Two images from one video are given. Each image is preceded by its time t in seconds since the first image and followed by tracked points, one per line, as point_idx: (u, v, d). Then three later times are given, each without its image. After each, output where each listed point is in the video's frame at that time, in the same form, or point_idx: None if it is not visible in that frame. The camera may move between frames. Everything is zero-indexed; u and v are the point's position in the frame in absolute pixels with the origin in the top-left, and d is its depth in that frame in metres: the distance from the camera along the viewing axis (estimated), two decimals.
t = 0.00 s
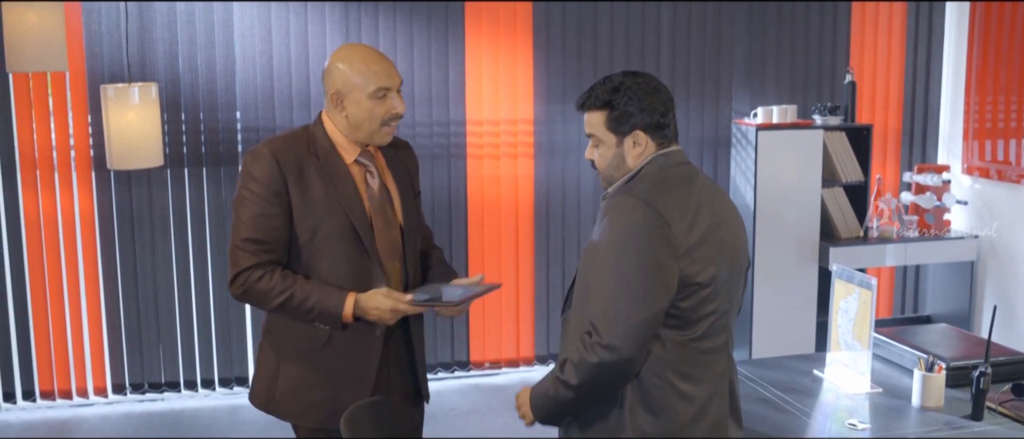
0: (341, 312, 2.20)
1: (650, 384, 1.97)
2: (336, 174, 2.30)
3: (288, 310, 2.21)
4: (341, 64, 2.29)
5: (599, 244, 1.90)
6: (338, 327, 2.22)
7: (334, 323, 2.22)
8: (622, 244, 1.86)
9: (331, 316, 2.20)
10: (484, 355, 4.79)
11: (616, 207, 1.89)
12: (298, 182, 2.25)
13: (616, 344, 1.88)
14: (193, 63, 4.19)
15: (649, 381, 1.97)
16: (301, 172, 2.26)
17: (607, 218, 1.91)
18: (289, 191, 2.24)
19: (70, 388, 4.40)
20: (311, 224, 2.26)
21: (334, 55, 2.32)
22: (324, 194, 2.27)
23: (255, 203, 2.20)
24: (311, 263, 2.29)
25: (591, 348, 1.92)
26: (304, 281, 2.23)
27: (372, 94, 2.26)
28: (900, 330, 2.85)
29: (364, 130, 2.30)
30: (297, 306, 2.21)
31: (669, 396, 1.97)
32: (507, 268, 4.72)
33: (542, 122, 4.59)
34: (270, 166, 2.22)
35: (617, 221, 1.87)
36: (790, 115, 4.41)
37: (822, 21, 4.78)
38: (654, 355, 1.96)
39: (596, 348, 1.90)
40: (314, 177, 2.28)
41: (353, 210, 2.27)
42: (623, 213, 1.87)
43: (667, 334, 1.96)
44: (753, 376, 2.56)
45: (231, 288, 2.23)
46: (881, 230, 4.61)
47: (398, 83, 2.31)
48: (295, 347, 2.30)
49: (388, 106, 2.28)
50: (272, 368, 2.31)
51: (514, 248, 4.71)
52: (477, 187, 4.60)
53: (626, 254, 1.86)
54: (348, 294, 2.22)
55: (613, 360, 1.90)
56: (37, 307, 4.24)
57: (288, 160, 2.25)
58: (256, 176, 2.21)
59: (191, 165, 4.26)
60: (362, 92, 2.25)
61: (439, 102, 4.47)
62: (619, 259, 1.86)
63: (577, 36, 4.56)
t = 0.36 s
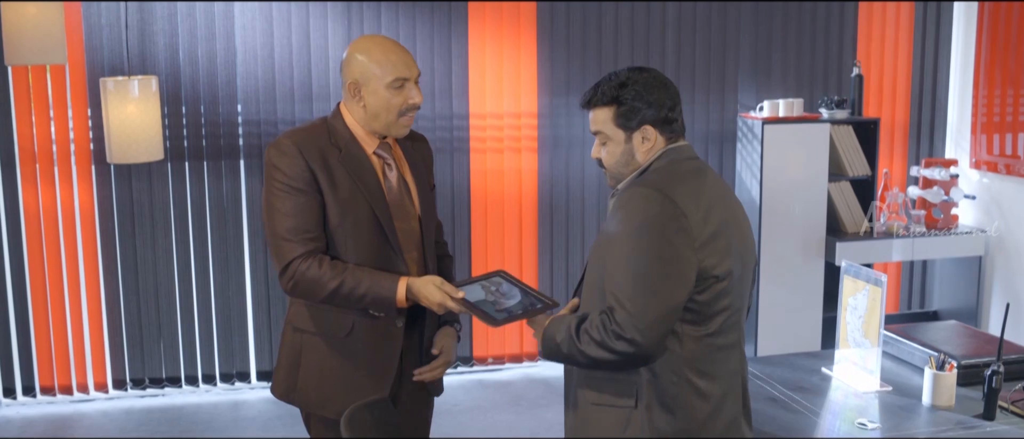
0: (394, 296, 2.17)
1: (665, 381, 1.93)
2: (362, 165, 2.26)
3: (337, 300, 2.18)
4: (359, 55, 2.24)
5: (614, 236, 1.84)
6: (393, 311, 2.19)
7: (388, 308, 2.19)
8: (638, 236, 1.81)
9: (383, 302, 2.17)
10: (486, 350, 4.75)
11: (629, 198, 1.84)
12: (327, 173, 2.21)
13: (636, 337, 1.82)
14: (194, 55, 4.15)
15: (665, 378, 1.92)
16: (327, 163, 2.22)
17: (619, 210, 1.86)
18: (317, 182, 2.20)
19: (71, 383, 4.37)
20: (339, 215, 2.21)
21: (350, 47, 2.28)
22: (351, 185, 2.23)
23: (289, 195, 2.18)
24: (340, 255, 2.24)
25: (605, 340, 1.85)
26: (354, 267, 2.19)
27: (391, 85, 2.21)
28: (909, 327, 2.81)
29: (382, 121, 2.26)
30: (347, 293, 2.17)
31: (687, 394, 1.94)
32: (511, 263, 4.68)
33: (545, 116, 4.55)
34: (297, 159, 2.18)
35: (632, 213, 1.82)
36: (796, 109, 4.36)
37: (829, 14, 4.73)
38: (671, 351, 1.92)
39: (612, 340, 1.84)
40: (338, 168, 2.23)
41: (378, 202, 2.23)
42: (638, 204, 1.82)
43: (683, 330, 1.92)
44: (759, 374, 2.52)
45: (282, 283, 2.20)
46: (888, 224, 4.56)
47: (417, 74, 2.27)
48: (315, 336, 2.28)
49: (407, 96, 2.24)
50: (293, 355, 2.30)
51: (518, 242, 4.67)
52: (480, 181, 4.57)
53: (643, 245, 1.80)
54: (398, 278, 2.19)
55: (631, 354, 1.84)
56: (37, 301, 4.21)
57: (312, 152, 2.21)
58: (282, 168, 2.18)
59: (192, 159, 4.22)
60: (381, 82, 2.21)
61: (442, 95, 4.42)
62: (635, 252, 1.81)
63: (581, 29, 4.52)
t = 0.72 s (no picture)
0: (402, 292, 2.16)
1: (694, 379, 1.89)
2: (371, 161, 2.25)
3: (347, 295, 2.17)
4: (371, 53, 2.23)
5: (642, 227, 1.80)
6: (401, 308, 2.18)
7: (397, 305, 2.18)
8: (671, 224, 1.78)
9: (392, 298, 2.16)
10: (488, 351, 4.72)
11: (653, 189, 1.82)
12: (335, 168, 2.20)
13: (671, 329, 1.77)
14: (192, 54, 4.12)
15: (694, 375, 1.89)
16: (337, 160, 2.22)
17: (644, 202, 1.82)
18: (327, 177, 2.20)
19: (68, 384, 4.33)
20: (349, 211, 2.21)
21: (362, 45, 2.27)
22: (360, 180, 2.23)
23: (299, 191, 2.19)
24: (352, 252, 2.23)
25: (638, 333, 1.79)
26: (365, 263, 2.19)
27: (400, 84, 2.20)
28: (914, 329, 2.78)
29: (392, 120, 2.25)
30: (355, 289, 2.16)
31: (715, 390, 1.91)
32: (512, 263, 4.65)
33: (546, 114, 4.52)
34: (307, 155, 2.19)
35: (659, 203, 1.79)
36: (799, 108, 4.33)
37: (832, 13, 4.69)
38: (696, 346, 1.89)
39: (645, 333, 1.78)
40: (348, 164, 2.23)
41: (386, 199, 2.22)
42: (667, 194, 1.80)
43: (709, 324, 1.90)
44: (764, 377, 2.48)
45: (295, 277, 2.21)
46: (892, 224, 4.54)
47: (426, 72, 2.25)
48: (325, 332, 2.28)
49: (416, 95, 2.23)
50: (302, 349, 2.31)
51: (520, 242, 4.63)
52: (481, 181, 4.53)
53: (678, 235, 1.78)
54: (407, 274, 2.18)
55: (665, 347, 1.79)
56: (34, 301, 4.17)
57: (321, 149, 2.21)
58: (293, 164, 2.19)
59: (190, 158, 4.19)
60: (390, 81, 2.20)
61: (443, 94, 4.39)
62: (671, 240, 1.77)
63: (583, 27, 4.48)
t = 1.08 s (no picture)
0: (410, 286, 2.12)
1: (727, 389, 1.80)
2: (376, 156, 2.22)
3: (357, 285, 2.14)
4: (374, 49, 2.18)
5: (670, 241, 1.69)
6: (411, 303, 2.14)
7: (403, 299, 2.14)
8: (705, 239, 1.68)
9: (400, 291, 2.13)
10: (489, 351, 4.69)
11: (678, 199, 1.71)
12: (342, 163, 2.19)
13: (705, 349, 1.67)
14: (192, 52, 4.09)
15: (727, 381, 1.80)
16: (343, 155, 2.20)
17: (670, 213, 1.71)
18: (334, 170, 2.19)
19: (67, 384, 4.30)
20: (356, 203, 2.20)
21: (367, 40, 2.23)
22: (366, 175, 2.21)
23: (308, 183, 2.18)
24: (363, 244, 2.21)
25: (670, 352, 1.68)
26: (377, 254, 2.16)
27: (396, 83, 2.17)
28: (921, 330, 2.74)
29: (388, 116, 2.22)
30: (364, 280, 2.13)
31: (747, 398, 1.82)
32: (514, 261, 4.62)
33: (549, 113, 4.49)
34: (315, 149, 2.19)
35: (684, 212, 1.70)
36: (803, 106, 4.28)
37: (837, 10, 4.66)
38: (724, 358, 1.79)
39: (678, 353, 1.68)
40: (355, 159, 2.21)
41: (392, 193, 2.20)
42: (696, 206, 1.69)
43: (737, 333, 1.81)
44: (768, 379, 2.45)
45: (307, 263, 2.21)
46: (897, 223, 4.54)
47: (426, 71, 2.19)
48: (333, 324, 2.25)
49: (411, 95, 2.18)
50: (309, 344, 2.28)
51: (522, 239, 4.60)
52: (483, 179, 4.50)
53: (712, 250, 1.67)
54: (416, 268, 2.15)
55: (697, 366, 1.70)
56: (33, 301, 4.14)
57: (327, 143, 2.20)
58: (301, 159, 2.20)
59: (190, 157, 4.16)
60: (387, 79, 2.17)
61: (444, 92, 4.36)
62: (705, 256, 1.67)
63: (586, 24, 4.45)
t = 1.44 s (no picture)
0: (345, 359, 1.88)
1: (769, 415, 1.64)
2: (370, 167, 2.18)
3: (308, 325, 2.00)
4: (367, 54, 2.11)
5: (718, 278, 1.49)
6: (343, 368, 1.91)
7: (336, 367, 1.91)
8: (760, 281, 1.48)
9: (337, 358, 1.91)
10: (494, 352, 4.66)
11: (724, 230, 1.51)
12: (331, 178, 2.12)
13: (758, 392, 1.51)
14: (196, 51, 4.07)
15: (774, 413, 1.64)
16: (339, 170, 2.14)
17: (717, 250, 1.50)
18: (322, 188, 2.11)
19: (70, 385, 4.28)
20: (347, 220, 2.13)
21: (355, 44, 2.15)
22: (359, 188, 2.16)
23: (291, 202, 2.07)
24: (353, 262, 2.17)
25: (722, 399, 1.51)
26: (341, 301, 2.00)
27: (382, 99, 2.11)
28: (931, 331, 2.71)
29: (376, 127, 2.17)
30: (315, 325, 1.98)
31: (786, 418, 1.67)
32: (519, 264, 4.59)
33: (554, 112, 4.46)
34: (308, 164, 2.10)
35: (733, 246, 1.49)
36: (811, 106, 4.25)
37: (845, 9, 4.62)
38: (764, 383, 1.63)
39: (729, 398, 1.51)
40: (347, 173, 2.16)
41: (389, 205, 2.16)
42: (746, 237, 1.49)
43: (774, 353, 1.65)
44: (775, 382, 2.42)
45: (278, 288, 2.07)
46: (905, 223, 4.49)
47: (413, 83, 2.12)
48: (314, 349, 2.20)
49: (398, 111, 2.13)
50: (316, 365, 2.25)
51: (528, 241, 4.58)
52: (488, 180, 4.47)
53: (770, 291, 1.49)
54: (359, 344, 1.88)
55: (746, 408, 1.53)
56: (36, 302, 4.13)
57: (322, 159, 2.13)
58: (287, 176, 2.08)
59: (194, 157, 4.14)
60: (373, 95, 2.11)
61: (449, 92, 4.33)
62: (761, 300, 1.48)
63: (591, 23, 4.42)
